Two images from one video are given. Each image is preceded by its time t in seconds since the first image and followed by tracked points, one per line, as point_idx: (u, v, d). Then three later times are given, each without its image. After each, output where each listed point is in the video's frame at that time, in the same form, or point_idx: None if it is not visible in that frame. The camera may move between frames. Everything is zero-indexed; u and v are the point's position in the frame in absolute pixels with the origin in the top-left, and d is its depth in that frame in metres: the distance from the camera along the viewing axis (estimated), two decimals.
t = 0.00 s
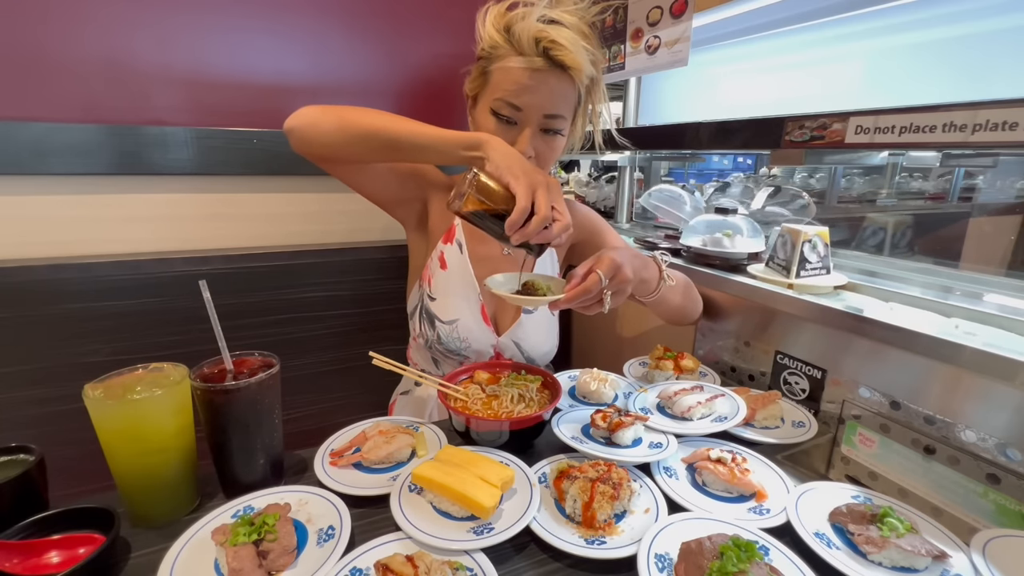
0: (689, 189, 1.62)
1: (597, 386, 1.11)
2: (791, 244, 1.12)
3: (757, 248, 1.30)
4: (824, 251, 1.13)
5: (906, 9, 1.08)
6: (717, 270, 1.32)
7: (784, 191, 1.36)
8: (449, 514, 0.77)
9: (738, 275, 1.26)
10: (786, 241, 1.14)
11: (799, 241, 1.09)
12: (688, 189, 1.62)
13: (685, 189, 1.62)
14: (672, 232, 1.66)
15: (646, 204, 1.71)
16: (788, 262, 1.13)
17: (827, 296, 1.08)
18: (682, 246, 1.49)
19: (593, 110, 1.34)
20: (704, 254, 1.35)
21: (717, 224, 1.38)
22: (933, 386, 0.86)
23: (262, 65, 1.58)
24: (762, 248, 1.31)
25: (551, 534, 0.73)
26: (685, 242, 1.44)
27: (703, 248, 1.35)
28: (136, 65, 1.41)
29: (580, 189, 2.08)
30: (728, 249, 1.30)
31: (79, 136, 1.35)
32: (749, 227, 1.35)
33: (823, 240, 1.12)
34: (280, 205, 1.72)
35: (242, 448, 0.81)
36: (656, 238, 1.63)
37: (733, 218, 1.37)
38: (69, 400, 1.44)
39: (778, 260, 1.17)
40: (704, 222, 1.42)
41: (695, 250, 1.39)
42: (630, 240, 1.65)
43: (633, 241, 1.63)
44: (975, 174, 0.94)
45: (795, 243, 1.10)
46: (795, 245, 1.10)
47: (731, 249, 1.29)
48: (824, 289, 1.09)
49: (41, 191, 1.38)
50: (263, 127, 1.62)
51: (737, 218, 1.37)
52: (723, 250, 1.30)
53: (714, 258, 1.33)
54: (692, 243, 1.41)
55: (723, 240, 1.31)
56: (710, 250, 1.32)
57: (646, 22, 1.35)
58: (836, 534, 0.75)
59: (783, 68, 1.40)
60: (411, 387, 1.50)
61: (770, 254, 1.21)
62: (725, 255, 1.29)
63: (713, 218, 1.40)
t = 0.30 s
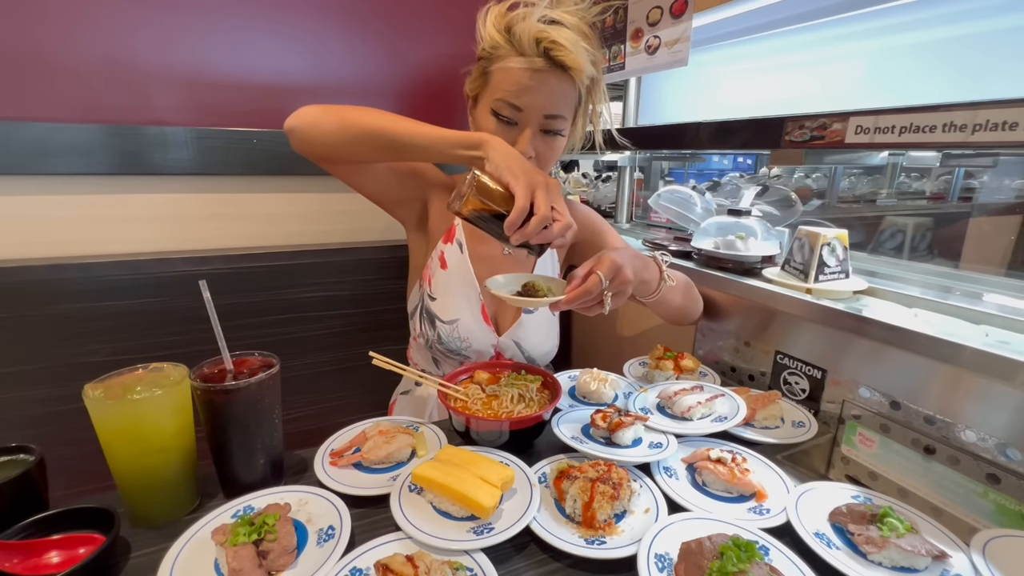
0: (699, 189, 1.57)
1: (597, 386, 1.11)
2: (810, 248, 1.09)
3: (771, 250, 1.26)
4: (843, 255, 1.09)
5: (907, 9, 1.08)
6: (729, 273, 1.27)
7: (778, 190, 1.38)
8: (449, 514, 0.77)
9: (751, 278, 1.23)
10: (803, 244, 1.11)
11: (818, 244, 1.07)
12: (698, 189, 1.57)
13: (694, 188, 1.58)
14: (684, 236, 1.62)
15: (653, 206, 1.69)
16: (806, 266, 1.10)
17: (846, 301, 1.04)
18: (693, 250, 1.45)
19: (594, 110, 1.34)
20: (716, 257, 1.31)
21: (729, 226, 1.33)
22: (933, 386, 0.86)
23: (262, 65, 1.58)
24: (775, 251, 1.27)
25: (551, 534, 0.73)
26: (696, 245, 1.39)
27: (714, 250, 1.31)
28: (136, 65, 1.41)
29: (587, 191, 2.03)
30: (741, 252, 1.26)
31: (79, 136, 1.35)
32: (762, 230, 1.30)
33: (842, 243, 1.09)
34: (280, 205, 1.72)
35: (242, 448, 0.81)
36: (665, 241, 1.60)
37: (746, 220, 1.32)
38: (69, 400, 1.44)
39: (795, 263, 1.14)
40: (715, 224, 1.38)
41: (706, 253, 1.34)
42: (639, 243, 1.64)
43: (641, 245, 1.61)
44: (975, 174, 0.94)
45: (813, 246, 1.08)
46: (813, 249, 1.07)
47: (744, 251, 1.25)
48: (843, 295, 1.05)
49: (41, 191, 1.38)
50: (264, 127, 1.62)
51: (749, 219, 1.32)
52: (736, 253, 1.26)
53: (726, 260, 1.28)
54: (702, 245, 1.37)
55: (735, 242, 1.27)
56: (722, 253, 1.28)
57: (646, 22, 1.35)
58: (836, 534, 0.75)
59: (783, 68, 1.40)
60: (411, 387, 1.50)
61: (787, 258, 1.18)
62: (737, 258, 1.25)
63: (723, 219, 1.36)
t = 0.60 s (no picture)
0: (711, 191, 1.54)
1: (597, 386, 1.11)
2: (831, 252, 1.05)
3: (786, 253, 1.22)
4: (864, 258, 1.06)
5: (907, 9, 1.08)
6: (743, 276, 1.24)
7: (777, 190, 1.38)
8: (449, 514, 0.77)
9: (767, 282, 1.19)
10: (823, 247, 1.08)
11: (839, 248, 1.03)
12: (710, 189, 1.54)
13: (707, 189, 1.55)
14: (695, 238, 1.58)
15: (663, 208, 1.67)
16: (825, 271, 1.06)
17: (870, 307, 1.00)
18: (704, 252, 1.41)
19: (593, 110, 1.34)
20: (729, 260, 1.26)
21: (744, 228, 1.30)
22: (933, 386, 0.86)
23: (262, 65, 1.58)
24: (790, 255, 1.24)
25: (551, 534, 0.73)
26: (709, 247, 1.36)
27: (728, 253, 1.26)
28: (136, 65, 1.41)
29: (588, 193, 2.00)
30: (757, 255, 1.21)
31: (79, 136, 1.35)
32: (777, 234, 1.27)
33: (864, 246, 1.06)
34: (280, 205, 1.72)
35: (242, 448, 0.81)
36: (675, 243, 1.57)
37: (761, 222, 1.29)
38: (69, 400, 1.44)
39: (813, 268, 1.11)
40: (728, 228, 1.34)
41: (719, 256, 1.30)
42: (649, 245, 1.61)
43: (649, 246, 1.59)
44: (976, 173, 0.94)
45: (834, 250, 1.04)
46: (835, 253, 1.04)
47: (760, 254, 1.21)
48: (865, 300, 1.01)
49: (41, 191, 1.38)
50: (264, 127, 1.62)
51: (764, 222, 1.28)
52: (751, 255, 1.22)
53: (739, 264, 1.25)
54: (714, 248, 1.33)
55: (750, 244, 1.23)
56: (736, 256, 1.24)
57: (646, 22, 1.35)
58: (836, 534, 0.75)
59: (783, 68, 1.40)
60: (411, 387, 1.50)
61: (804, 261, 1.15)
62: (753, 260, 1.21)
63: (735, 223, 1.33)
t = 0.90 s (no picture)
0: (723, 191, 1.50)
1: (597, 386, 1.11)
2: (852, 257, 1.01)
3: (802, 257, 1.19)
4: (887, 262, 1.02)
5: (907, 9, 1.08)
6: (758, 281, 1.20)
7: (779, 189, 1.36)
8: (449, 514, 0.77)
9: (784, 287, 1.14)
10: (845, 252, 1.03)
11: (861, 252, 0.99)
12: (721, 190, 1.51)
13: (717, 189, 1.52)
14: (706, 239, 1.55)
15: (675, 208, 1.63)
16: (846, 275, 1.02)
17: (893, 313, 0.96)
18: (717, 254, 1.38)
19: (592, 109, 1.34)
20: (743, 263, 1.23)
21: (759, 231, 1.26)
22: (933, 386, 0.86)
23: (262, 65, 1.58)
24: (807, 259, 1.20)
25: (551, 533, 0.73)
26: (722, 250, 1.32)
27: (742, 256, 1.23)
28: (136, 65, 1.41)
29: (589, 194, 1.99)
30: (771, 258, 1.18)
31: (79, 136, 1.35)
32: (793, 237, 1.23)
33: (886, 249, 1.01)
34: (280, 205, 1.72)
35: (242, 448, 0.81)
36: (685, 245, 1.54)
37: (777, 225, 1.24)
38: (69, 401, 1.44)
39: (833, 272, 1.06)
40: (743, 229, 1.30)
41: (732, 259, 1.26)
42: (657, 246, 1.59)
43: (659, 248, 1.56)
44: (976, 173, 0.94)
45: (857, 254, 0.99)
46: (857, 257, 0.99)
47: (775, 257, 1.18)
48: (889, 307, 0.97)
49: (41, 191, 1.38)
50: (264, 127, 1.62)
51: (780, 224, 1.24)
52: (766, 258, 1.18)
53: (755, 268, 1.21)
54: (727, 251, 1.29)
55: (765, 247, 1.20)
56: (750, 260, 1.21)
57: (646, 22, 1.35)
58: (836, 534, 0.75)
59: (783, 68, 1.41)
60: (411, 387, 1.50)
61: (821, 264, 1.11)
62: (768, 264, 1.18)
63: (751, 224, 1.29)
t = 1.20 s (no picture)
0: (735, 193, 1.46)
1: (597, 386, 1.11)
2: (874, 262, 0.99)
3: (821, 261, 1.15)
4: (911, 267, 0.99)
5: (907, 9, 1.08)
6: (774, 285, 1.16)
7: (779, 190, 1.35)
8: (449, 514, 0.77)
9: (800, 291, 1.10)
10: (866, 256, 1.01)
11: (885, 257, 0.97)
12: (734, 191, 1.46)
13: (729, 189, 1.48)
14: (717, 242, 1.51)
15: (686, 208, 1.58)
16: (869, 280, 1.00)
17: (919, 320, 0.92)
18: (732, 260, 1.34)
19: (591, 109, 1.34)
20: (758, 267, 1.19)
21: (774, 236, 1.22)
22: (933, 387, 0.86)
23: (262, 65, 1.58)
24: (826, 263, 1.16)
25: (551, 533, 0.73)
26: (736, 254, 1.28)
27: (757, 259, 1.19)
28: (136, 65, 1.41)
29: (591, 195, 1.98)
30: (788, 261, 1.14)
31: (79, 136, 1.35)
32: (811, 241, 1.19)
33: (910, 254, 0.99)
34: (280, 205, 1.72)
35: (242, 448, 0.81)
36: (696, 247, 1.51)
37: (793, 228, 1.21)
38: (69, 400, 1.44)
39: (853, 277, 1.04)
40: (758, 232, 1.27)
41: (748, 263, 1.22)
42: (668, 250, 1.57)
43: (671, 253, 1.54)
44: (975, 173, 0.94)
45: (880, 257, 0.98)
46: (881, 261, 0.97)
47: (792, 261, 1.14)
48: (914, 313, 0.93)
49: (41, 191, 1.38)
50: (263, 127, 1.62)
51: (798, 227, 1.20)
52: (782, 262, 1.15)
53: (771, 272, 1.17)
54: (742, 254, 1.26)
55: (781, 250, 1.16)
56: (766, 263, 1.17)
57: (646, 22, 1.35)
58: (836, 534, 0.75)
59: (783, 68, 1.41)
60: (411, 387, 1.50)
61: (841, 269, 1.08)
62: (784, 267, 1.14)
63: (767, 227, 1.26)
